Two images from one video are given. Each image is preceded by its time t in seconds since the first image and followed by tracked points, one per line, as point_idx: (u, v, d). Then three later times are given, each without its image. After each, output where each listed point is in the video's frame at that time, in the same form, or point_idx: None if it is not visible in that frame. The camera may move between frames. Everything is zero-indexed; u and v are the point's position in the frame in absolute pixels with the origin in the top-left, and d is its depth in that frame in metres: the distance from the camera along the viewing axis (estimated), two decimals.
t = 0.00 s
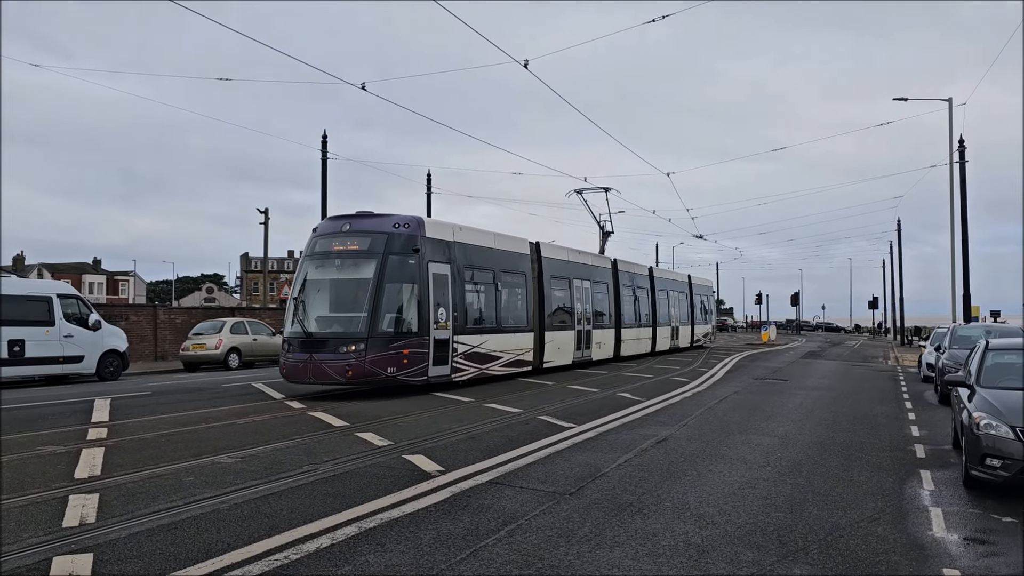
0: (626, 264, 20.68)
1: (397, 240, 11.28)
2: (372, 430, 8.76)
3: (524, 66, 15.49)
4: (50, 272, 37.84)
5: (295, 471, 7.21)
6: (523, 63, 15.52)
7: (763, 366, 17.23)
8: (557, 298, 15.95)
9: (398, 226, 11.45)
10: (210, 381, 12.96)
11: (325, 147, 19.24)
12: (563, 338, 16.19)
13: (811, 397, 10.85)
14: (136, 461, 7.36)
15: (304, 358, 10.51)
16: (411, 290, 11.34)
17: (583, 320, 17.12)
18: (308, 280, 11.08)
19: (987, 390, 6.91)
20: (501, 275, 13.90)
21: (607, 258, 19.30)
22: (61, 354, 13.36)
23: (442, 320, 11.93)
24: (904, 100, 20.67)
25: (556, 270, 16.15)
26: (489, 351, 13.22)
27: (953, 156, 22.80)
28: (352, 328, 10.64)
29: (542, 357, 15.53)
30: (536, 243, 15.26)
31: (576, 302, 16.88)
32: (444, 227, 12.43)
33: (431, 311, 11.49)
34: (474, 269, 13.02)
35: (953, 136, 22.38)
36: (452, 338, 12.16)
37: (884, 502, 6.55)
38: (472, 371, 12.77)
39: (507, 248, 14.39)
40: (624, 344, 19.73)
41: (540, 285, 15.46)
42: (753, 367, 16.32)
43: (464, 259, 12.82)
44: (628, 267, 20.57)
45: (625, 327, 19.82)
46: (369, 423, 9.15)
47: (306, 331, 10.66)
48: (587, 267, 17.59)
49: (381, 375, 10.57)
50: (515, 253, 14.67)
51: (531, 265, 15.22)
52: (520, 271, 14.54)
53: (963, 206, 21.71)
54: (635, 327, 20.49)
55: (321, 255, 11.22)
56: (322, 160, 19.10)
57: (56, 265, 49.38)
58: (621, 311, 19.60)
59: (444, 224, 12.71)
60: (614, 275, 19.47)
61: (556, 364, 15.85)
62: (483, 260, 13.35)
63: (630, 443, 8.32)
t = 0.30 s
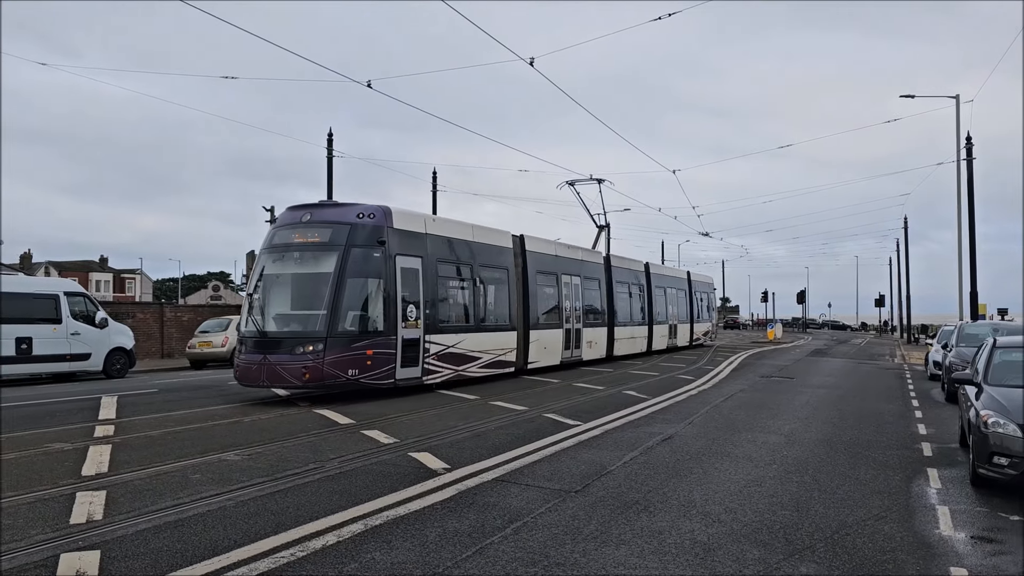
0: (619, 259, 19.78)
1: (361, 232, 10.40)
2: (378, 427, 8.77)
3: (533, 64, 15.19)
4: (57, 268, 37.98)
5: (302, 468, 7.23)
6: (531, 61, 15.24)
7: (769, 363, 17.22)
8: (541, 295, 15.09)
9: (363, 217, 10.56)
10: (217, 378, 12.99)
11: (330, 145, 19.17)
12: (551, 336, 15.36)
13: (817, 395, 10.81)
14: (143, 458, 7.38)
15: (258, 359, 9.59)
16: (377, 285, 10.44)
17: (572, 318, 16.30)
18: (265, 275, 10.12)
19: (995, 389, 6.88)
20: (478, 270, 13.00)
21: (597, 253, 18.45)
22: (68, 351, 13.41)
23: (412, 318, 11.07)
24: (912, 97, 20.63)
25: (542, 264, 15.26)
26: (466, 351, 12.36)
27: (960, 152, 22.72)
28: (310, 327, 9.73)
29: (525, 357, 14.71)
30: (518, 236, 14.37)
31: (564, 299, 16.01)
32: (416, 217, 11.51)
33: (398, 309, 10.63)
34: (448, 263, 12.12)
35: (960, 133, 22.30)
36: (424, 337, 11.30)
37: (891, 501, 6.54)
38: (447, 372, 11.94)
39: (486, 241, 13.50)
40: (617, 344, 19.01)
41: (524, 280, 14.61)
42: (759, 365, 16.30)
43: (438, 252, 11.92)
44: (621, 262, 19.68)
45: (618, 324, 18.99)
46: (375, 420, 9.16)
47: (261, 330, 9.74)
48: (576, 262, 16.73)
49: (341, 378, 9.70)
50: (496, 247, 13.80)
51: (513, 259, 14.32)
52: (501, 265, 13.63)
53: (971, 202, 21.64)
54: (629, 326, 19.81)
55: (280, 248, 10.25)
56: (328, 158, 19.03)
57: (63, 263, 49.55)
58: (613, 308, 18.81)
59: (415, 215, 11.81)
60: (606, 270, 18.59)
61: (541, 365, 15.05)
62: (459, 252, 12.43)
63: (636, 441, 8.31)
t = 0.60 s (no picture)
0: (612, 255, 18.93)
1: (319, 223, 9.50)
2: (385, 425, 8.78)
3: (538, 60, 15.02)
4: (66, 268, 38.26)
5: (309, 466, 7.24)
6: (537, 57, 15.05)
7: (776, 361, 17.17)
8: (525, 292, 14.25)
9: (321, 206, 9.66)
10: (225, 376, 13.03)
11: (337, 143, 19.18)
12: (537, 335, 14.50)
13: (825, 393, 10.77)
14: (152, 455, 7.41)
15: (203, 362, 8.77)
16: (336, 280, 9.52)
17: (558, 316, 15.43)
18: (214, 268, 9.25)
19: (1005, 387, 6.84)
20: (455, 264, 12.06)
21: (587, 248, 17.59)
22: (77, 349, 13.48)
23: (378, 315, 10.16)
24: (920, 95, 20.61)
25: (526, 260, 14.37)
26: (440, 351, 11.51)
27: (968, 149, 22.64)
28: (261, 326, 8.86)
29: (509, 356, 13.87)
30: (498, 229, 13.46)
31: (551, 297, 15.18)
32: (382, 206, 10.59)
33: (361, 305, 9.74)
34: (420, 256, 11.19)
35: (968, 130, 22.24)
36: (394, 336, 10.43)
37: (899, 499, 6.51)
38: (420, 375, 11.09)
39: (465, 234, 12.56)
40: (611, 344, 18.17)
41: (507, 276, 13.74)
42: (765, 363, 16.27)
43: (408, 245, 10.99)
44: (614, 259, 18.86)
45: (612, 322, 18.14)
46: (383, 418, 9.17)
47: (208, 329, 8.89)
48: (564, 258, 15.90)
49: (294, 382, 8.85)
50: (475, 240, 12.87)
51: (494, 253, 13.41)
52: (480, 260, 12.72)
53: (979, 199, 21.56)
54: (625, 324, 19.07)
55: (231, 239, 9.37)
56: (335, 156, 19.04)
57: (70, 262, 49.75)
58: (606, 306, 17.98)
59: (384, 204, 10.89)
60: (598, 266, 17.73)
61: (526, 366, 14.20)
62: (433, 245, 11.50)
63: (643, 439, 8.29)
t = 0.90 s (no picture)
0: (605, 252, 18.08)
1: (265, 213, 8.72)
2: (393, 423, 8.79)
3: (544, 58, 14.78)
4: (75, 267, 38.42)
5: (317, 464, 7.26)
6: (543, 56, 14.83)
7: (784, 360, 17.14)
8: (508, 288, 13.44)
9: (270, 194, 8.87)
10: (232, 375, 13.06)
11: (345, 142, 19.18)
12: (520, 335, 13.66)
13: (833, 392, 10.74)
14: (160, 453, 7.43)
15: (137, 366, 8.00)
16: (287, 275, 8.75)
17: (545, 314, 14.54)
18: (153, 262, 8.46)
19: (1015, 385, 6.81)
20: (426, 258, 11.18)
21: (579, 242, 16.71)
22: (85, 347, 13.53)
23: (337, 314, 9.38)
24: (928, 92, 20.59)
25: (508, 255, 13.48)
26: (409, 353, 10.69)
27: (978, 147, 22.57)
28: (200, 326, 8.10)
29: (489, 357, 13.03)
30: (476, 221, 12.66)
31: (537, 295, 14.33)
32: (341, 194, 9.74)
33: (315, 303, 8.99)
34: (385, 249, 10.35)
35: (978, 127, 22.17)
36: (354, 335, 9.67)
37: (908, 498, 6.49)
38: (387, 378, 10.30)
39: (439, 226, 11.68)
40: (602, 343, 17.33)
41: (487, 271, 12.89)
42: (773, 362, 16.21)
43: (372, 237, 10.15)
44: (607, 255, 18.04)
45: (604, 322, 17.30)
46: (390, 416, 9.18)
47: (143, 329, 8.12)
48: (552, 253, 15.04)
49: (236, 386, 8.12)
50: (450, 232, 11.98)
51: (472, 247, 12.52)
52: (455, 253, 11.84)
53: (989, 197, 21.47)
54: (619, 322, 18.26)
55: (173, 231, 8.59)
56: (342, 155, 19.06)
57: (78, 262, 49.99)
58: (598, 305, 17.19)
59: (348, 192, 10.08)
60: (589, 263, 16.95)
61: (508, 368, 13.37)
62: (401, 237, 10.63)
63: (651, 437, 8.28)
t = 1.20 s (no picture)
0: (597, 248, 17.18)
1: (201, 201, 7.93)
2: (401, 422, 8.80)
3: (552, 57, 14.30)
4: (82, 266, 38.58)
5: (326, 463, 7.28)
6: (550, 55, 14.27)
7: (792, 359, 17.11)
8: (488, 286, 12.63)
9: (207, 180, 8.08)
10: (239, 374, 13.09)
11: (352, 141, 19.17)
12: (502, 335, 12.86)
13: (841, 391, 10.70)
14: (169, 452, 7.46)
15: (56, 371, 7.24)
16: (227, 270, 7.92)
17: (530, 314, 13.75)
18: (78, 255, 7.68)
19: None
20: (394, 253, 10.32)
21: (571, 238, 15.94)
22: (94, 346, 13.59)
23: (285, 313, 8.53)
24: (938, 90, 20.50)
25: (488, 250, 12.68)
26: (372, 355, 9.88)
27: (988, 145, 22.47)
28: (126, 326, 7.31)
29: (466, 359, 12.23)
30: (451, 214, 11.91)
31: (523, 291, 13.57)
32: (292, 181, 8.92)
33: (259, 301, 8.17)
34: (345, 242, 9.49)
35: (987, 125, 22.06)
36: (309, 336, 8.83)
37: (918, 497, 6.46)
38: (348, 382, 9.48)
39: (408, 218, 10.79)
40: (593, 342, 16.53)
41: (464, 267, 12.10)
42: (780, 361, 16.20)
43: (329, 228, 9.28)
44: (599, 251, 17.18)
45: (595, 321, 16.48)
46: (398, 415, 9.19)
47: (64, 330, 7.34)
48: (538, 248, 14.25)
49: (164, 394, 7.33)
50: (423, 225, 11.10)
51: (447, 241, 11.67)
52: (427, 247, 10.99)
53: (999, 195, 21.36)
54: (613, 322, 17.46)
55: (100, 222, 7.82)
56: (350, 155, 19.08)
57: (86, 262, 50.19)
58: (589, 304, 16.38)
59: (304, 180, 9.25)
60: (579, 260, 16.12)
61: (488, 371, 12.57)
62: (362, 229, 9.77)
63: (659, 436, 8.26)
